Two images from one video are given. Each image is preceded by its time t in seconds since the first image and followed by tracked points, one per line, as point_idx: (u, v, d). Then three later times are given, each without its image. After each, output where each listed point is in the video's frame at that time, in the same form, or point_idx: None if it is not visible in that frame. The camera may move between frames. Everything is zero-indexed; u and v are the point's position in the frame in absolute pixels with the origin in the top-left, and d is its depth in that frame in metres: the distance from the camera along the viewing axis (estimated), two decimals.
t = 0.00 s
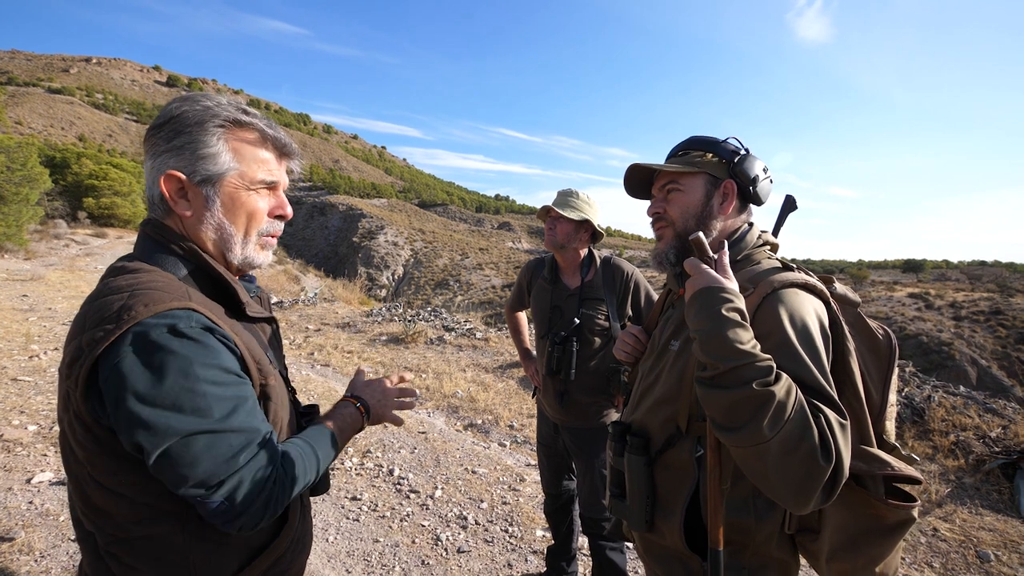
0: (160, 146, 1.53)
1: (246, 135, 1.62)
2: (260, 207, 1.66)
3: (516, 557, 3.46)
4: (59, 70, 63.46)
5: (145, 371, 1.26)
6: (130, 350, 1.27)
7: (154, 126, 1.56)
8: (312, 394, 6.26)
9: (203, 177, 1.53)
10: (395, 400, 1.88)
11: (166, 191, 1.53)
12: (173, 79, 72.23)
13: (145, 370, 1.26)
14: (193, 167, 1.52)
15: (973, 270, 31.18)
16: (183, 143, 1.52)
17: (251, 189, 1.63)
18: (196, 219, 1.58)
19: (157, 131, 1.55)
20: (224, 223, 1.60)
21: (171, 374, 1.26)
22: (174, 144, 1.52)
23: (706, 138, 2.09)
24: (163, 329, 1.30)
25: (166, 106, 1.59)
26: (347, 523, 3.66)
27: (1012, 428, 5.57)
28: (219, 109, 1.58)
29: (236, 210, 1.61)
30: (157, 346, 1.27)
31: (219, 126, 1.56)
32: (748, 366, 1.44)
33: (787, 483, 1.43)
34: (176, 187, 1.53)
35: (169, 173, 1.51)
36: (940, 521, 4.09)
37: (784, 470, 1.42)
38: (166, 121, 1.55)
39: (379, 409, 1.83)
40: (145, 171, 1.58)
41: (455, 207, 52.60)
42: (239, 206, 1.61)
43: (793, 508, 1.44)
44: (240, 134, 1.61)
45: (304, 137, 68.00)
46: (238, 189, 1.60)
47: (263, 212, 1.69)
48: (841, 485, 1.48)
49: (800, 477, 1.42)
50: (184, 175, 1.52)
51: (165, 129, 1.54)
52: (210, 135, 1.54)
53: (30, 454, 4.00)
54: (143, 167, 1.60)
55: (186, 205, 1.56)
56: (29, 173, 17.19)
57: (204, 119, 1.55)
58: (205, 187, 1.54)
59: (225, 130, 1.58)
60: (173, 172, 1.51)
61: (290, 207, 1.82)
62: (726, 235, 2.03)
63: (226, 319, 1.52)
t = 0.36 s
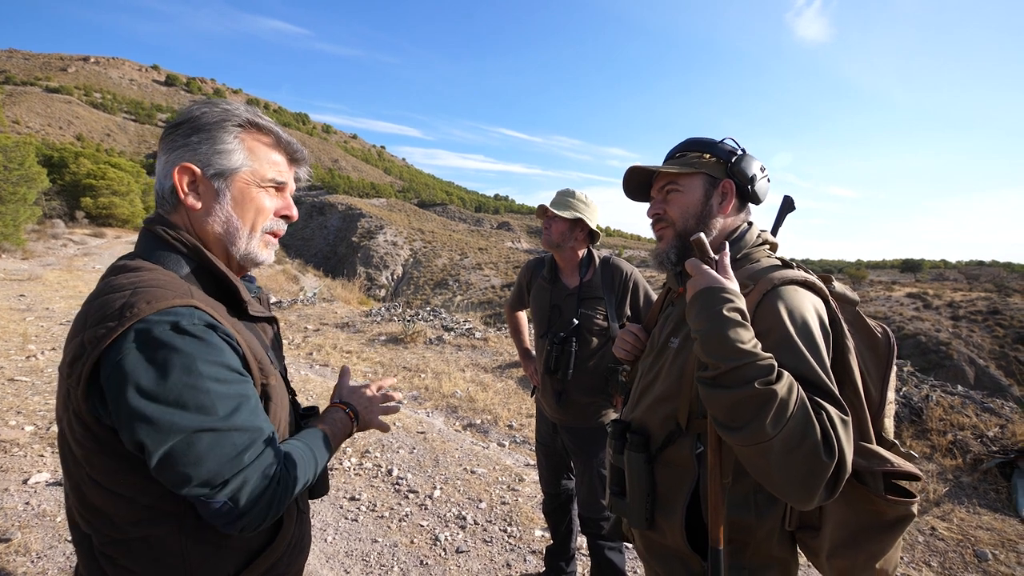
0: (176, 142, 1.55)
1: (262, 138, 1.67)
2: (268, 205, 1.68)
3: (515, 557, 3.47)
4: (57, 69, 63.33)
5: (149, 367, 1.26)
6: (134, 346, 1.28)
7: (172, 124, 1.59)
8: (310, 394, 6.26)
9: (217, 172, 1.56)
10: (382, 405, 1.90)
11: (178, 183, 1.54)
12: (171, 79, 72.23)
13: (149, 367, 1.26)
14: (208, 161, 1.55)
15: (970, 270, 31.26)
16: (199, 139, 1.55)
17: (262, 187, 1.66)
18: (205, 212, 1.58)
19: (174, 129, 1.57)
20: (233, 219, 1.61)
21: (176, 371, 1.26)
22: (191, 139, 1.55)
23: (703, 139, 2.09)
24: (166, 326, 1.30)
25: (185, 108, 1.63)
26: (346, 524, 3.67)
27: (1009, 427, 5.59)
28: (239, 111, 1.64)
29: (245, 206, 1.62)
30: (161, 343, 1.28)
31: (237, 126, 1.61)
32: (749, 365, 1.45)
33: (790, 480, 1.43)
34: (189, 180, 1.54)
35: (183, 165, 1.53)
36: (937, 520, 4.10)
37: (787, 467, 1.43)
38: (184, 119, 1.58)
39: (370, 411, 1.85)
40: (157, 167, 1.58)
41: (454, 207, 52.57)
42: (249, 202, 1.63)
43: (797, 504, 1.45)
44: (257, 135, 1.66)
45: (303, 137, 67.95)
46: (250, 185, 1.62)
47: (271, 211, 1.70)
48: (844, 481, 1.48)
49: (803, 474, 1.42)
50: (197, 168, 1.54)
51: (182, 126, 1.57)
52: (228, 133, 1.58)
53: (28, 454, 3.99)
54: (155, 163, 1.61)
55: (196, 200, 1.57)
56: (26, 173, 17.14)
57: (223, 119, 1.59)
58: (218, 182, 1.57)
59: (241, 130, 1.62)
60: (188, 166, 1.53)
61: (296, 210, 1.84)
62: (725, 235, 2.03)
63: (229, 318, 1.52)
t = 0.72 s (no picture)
0: (172, 146, 1.54)
1: (258, 137, 1.65)
2: (268, 205, 1.68)
3: (515, 558, 3.45)
4: (56, 70, 63.31)
5: (169, 362, 1.27)
6: (151, 343, 1.28)
7: (164, 127, 1.56)
8: (309, 394, 6.26)
9: (216, 175, 1.55)
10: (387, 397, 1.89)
11: (177, 188, 1.53)
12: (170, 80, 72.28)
13: (170, 361, 1.27)
14: (207, 165, 1.55)
15: (969, 270, 31.30)
16: (195, 142, 1.54)
17: (261, 187, 1.65)
18: (206, 216, 1.58)
19: (168, 131, 1.55)
20: (234, 221, 1.61)
21: (195, 364, 1.27)
22: (187, 142, 1.53)
23: (705, 138, 2.09)
24: (183, 321, 1.31)
25: (176, 110, 1.60)
26: (345, 524, 3.66)
27: (1009, 427, 5.58)
28: (231, 111, 1.61)
29: (246, 208, 1.62)
30: (180, 338, 1.28)
31: (232, 127, 1.59)
32: (751, 365, 1.44)
33: (793, 480, 1.43)
34: (188, 184, 1.54)
35: (181, 170, 1.52)
36: (937, 520, 4.09)
37: (789, 467, 1.42)
38: (177, 122, 1.56)
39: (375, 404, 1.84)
40: (152, 171, 1.57)
41: (453, 207, 52.56)
42: (249, 204, 1.63)
43: (799, 504, 1.44)
44: (252, 135, 1.64)
45: (302, 138, 67.95)
46: (249, 187, 1.62)
47: (271, 211, 1.70)
48: (846, 480, 1.48)
49: (805, 474, 1.42)
50: (196, 173, 1.54)
51: (176, 129, 1.55)
52: (223, 135, 1.57)
53: (28, 454, 3.99)
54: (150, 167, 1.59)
55: (197, 202, 1.56)
56: (26, 174, 17.13)
57: (219, 118, 1.58)
58: (216, 184, 1.56)
59: (237, 130, 1.60)
60: (185, 169, 1.53)
61: (294, 207, 1.83)
62: (725, 234, 2.02)
63: (237, 315, 1.53)
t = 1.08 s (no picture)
0: (202, 151, 1.55)
1: (279, 146, 1.73)
2: (287, 211, 1.77)
3: (516, 557, 3.45)
4: (58, 70, 63.40)
5: (187, 360, 1.28)
6: (169, 342, 1.29)
7: (187, 131, 1.56)
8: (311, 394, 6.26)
9: (250, 184, 1.61)
10: (409, 374, 1.87)
11: (212, 193, 1.55)
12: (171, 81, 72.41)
13: (188, 359, 1.28)
14: (243, 173, 1.59)
15: (971, 269, 31.23)
16: (230, 151, 1.57)
17: (283, 195, 1.73)
18: (237, 222, 1.62)
19: (195, 136, 1.55)
20: (260, 228, 1.67)
21: (213, 361, 1.29)
22: (221, 150, 1.56)
23: (709, 138, 2.08)
24: (199, 319, 1.32)
25: (195, 114, 1.59)
26: (346, 524, 3.66)
27: (1011, 426, 5.57)
28: (255, 120, 1.67)
29: (272, 215, 1.70)
30: (197, 336, 1.30)
31: (261, 136, 1.65)
32: (753, 364, 1.44)
33: (796, 479, 1.42)
34: (224, 191, 1.57)
35: (218, 177, 1.55)
36: (939, 520, 4.08)
37: (793, 467, 1.42)
38: (203, 127, 1.56)
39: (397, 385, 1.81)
40: (174, 175, 1.54)
41: (454, 207, 52.58)
42: (274, 211, 1.70)
43: (802, 504, 1.44)
44: (275, 145, 1.72)
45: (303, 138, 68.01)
46: (276, 195, 1.70)
47: (288, 217, 1.78)
48: (849, 481, 1.47)
49: (809, 473, 1.41)
50: (232, 180, 1.58)
51: (205, 134, 1.56)
52: (256, 145, 1.63)
53: (30, 454, 3.99)
54: (168, 170, 1.55)
55: (229, 209, 1.59)
56: (28, 174, 17.13)
57: (237, 122, 1.61)
58: (250, 193, 1.62)
59: (262, 139, 1.67)
60: (223, 177, 1.56)
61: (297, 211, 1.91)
62: (728, 233, 2.02)
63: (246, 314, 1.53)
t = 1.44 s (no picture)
0: (229, 161, 1.57)
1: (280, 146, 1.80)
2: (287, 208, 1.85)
3: (516, 558, 3.46)
4: (59, 71, 63.49)
5: (223, 352, 1.34)
6: (201, 341, 1.33)
7: (211, 141, 1.55)
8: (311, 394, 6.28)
9: (271, 189, 1.68)
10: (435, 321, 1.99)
11: (242, 202, 1.59)
12: (172, 82, 72.61)
13: (226, 352, 1.34)
14: (265, 180, 1.65)
15: (972, 269, 31.18)
16: (255, 159, 1.62)
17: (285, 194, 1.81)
18: (258, 226, 1.67)
19: (221, 146, 1.56)
20: (274, 230, 1.74)
21: (249, 350, 1.36)
22: (248, 160, 1.60)
23: (707, 139, 2.08)
24: (229, 316, 1.38)
25: (211, 122, 1.58)
26: (347, 524, 3.66)
27: (1012, 427, 5.56)
28: (263, 125, 1.71)
29: (281, 214, 1.78)
30: (229, 331, 1.35)
31: (273, 143, 1.71)
32: (750, 365, 1.44)
33: (793, 479, 1.42)
34: (252, 198, 1.62)
35: (248, 186, 1.60)
36: (939, 520, 4.08)
37: (789, 466, 1.42)
38: (226, 137, 1.58)
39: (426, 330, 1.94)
40: (199, 184, 1.53)
41: (455, 208, 52.59)
42: (282, 211, 1.78)
43: (799, 504, 1.44)
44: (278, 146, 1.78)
45: (303, 138, 68.08)
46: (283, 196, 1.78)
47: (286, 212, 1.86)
48: (846, 482, 1.47)
49: (805, 473, 1.41)
50: (259, 187, 1.63)
51: (230, 145, 1.58)
52: (272, 153, 1.69)
53: (31, 455, 4.00)
54: (189, 180, 1.53)
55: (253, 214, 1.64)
56: (30, 175, 17.15)
57: (244, 126, 1.64)
58: (270, 198, 1.68)
59: (273, 144, 1.71)
60: (253, 185, 1.61)
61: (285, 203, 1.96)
62: (724, 236, 2.02)
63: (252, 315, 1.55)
